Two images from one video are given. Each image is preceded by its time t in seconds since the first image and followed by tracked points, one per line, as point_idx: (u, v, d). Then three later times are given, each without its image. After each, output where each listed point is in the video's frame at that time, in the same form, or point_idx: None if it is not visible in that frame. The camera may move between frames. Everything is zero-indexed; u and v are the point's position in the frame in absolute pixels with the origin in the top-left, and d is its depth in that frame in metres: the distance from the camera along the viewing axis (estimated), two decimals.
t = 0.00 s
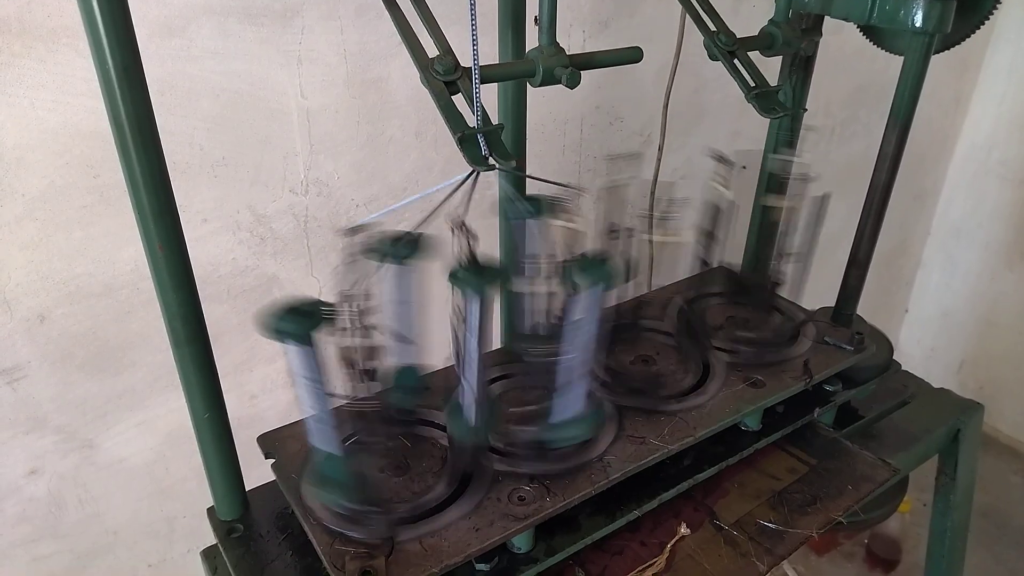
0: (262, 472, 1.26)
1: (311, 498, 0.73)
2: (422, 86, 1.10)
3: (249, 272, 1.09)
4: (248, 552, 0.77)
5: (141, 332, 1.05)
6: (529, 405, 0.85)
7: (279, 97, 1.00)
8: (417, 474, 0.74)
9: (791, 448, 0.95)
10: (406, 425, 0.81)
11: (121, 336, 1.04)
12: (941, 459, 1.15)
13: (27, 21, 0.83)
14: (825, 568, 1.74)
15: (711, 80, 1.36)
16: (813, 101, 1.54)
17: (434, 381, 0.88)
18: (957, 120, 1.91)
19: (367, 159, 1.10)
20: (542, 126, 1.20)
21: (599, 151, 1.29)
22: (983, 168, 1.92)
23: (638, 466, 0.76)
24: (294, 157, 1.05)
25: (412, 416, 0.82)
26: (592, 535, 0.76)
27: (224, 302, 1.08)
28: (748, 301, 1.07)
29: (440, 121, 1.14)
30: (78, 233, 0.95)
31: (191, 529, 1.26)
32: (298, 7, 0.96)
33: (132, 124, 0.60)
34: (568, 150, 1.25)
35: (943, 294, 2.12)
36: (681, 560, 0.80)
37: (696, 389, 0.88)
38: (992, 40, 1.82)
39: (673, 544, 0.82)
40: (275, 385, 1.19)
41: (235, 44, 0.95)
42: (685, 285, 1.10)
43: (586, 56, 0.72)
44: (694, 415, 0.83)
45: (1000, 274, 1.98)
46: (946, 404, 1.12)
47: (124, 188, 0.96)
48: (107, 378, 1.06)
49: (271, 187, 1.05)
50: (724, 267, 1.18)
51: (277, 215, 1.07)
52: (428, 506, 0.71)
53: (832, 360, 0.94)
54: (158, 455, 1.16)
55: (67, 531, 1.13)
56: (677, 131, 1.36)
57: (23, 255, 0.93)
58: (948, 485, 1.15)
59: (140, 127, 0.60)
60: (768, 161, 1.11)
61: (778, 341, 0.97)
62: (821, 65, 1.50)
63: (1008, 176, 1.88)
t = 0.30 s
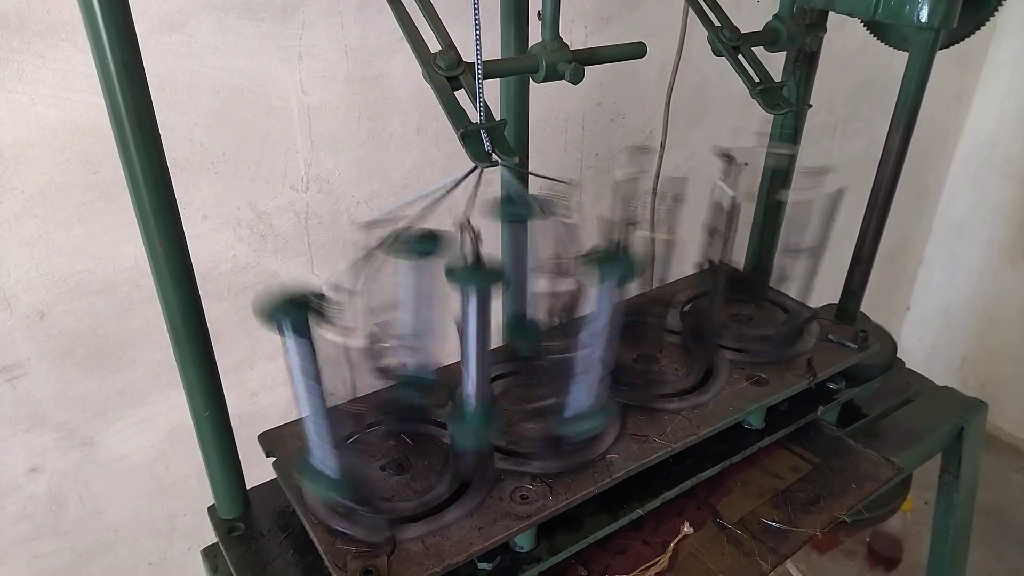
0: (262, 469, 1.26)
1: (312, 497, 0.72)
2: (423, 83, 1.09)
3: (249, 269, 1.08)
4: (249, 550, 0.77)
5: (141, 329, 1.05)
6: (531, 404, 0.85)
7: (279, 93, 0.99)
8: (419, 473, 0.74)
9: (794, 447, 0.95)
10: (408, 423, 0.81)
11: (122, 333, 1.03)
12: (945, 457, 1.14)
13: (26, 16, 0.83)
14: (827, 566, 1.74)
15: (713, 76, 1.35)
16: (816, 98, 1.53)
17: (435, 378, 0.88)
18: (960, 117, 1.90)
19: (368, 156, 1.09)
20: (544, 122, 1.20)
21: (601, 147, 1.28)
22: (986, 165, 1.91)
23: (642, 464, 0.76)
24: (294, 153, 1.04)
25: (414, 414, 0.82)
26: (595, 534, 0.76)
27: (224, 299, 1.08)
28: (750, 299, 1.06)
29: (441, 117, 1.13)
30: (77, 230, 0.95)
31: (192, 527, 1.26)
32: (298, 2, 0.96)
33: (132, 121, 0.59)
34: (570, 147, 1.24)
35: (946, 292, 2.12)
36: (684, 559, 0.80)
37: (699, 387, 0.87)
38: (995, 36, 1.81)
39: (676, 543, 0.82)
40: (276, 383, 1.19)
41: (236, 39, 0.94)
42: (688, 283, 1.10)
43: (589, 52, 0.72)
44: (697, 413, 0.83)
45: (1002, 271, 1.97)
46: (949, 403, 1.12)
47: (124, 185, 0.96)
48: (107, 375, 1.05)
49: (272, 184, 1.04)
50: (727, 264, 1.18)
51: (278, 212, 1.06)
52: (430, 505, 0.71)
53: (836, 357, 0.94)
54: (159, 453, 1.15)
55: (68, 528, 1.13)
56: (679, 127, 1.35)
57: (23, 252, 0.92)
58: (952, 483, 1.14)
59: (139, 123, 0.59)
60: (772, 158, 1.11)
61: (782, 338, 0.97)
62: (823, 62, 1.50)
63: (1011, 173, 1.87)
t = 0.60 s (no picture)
0: (263, 467, 1.26)
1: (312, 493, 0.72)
2: (424, 78, 1.08)
3: (249, 266, 1.08)
4: (250, 548, 0.76)
5: (141, 326, 1.04)
6: (533, 400, 0.84)
7: (279, 89, 0.99)
8: (420, 470, 0.73)
9: (797, 443, 0.94)
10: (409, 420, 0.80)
11: (121, 331, 1.03)
12: (948, 454, 1.14)
13: (24, 12, 0.82)
14: (828, 563, 1.74)
15: (716, 72, 1.35)
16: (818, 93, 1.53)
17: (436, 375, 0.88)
18: (963, 113, 1.90)
19: (368, 152, 1.09)
20: (545, 118, 1.19)
21: (603, 144, 1.28)
22: (988, 161, 1.91)
23: (644, 461, 0.75)
24: (294, 149, 1.04)
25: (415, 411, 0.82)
26: (598, 531, 0.75)
27: (224, 296, 1.07)
28: (754, 295, 1.06)
29: (442, 113, 1.13)
30: (77, 227, 0.94)
31: (192, 524, 1.25)
32: None
33: (131, 117, 0.59)
34: (572, 143, 1.24)
35: (948, 288, 2.11)
36: (686, 556, 0.79)
37: (702, 383, 0.87)
38: (998, 32, 1.81)
39: (679, 540, 0.81)
40: (276, 380, 1.18)
41: (236, 35, 0.93)
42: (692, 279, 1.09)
43: (591, 46, 0.71)
44: (699, 410, 0.82)
45: (1004, 268, 1.96)
46: (953, 399, 1.11)
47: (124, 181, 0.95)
48: (107, 372, 1.05)
49: (272, 180, 1.04)
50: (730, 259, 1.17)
51: (278, 209, 1.06)
52: (431, 502, 0.70)
53: (839, 353, 0.93)
54: (159, 450, 1.15)
55: (68, 526, 1.13)
56: (682, 123, 1.35)
57: (22, 249, 0.92)
58: (955, 480, 1.14)
59: (139, 120, 0.59)
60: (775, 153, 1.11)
61: (785, 334, 0.96)
62: (826, 57, 1.49)
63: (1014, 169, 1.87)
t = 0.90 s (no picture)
0: (263, 463, 1.26)
1: (312, 490, 0.72)
2: (427, 75, 1.08)
3: (250, 263, 1.07)
4: (248, 544, 0.76)
5: (142, 322, 1.04)
6: (534, 398, 0.84)
7: (281, 84, 0.99)
8: (420, 467, 0.73)
9: (800, 443, 0.94)
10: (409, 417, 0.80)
11: (122, 326, 1.03)
12: (951, 454, 1.13)
13: (25, 5, 0.82)
14: (830, 563, 1.73)
15: (720, 70, 1.34)
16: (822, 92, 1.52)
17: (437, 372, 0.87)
18: (968, 112, 1.89)
19: (370, 148, 1.08)
20: (548, 115, 1.19)
21: (606, 141, 1.27)
22: (993, 161, 1.90)
23: (645, 460, 0.75)
24: (296, 145, 1.03)
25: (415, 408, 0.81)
26: (598, 530, 0.75)
27: (225, 292, 1.07)
28: (757, 294, 1.05)
29: (444, 110, 1.12)
30: (78, 222, 0.94)
31: (193, 520, 1.25)
32: None
33: (130, 109, 0.58)
34: (575, 140, 1.23)
35: (952, 289, 2.10)
36: (687, 555, 0.79)
37: (704, 382, 0.86)
38: (1003, 31, 1.80)
39: (680, 539, 0.81)
40: (277, 377, 1.18)
41: (238, 30, 0.93)
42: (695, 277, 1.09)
43: (594, 41, 0.71)
44: (701, 408, 0.82)
45: (1009, 268, 1.96)
46: (957, 399, 1.11)
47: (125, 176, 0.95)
48: (108, 368, 1.05)
49: (273, 176, 1.03)
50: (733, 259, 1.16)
51: (279, 205, 1.06)
52: (431, 500, 0.70)
53: (842, 353, 0.93)
54: (160, 446, 1.15)
55: (68, 522, 1.12)
56: (685, 120, 1.34)
57: (23, 244, 0.91)
58: (958, 481, 1.13)
59: (139, 114, 0.59)
60: (778, 151, 1.10)
61: (788, 333, 0.96)
62: (830, 55, 1.48)
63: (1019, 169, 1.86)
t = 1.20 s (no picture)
0: (263, 459, 1.25)
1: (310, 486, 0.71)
2: (427, 69, 1.07)
3: (250, 258, 1.07)
4: (246, 540, 0.76)
5: (142, 318, 1.04)
6: (533, 394, 0.83)
7: (281, 79, 0.98)
8: (418, 463, 0.73)
9: (801, 440, 0.93)
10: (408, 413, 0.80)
11: (122, 322, 1.03)
12: (953, 451, 1.13)
13: None
14: (831, 560, 1.73)
15: (722, 65, 1.33)
16: (826, 87, 1.51)
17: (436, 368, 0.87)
18: (971, 108, 1.88)
19: (369, 143, 1.08)
20: (549, 110, 1.18)
21: (607, 137, 1.27)
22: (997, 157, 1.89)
23: (645, 456, 0.75)
24: (296, 140, 1.03)
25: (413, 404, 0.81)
26: (597, 526, 0.75)
27: (225, 287, 1.07)
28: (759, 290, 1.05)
29: (445, 105, 1.12)
30: (77, 217, 0.94)
31: (192, 516, 1.25)
32: None
33: (125, 102, 0.58)
34: (576, 136, 1.23)
35: (954, 286, 2.10)
36: (686, 553, 0.79)
37: (705, 378, 0.86)
38: (1008, 26, 1.79)
39: (680, 536, 0.80)
40: (277, 373, 1.18)
41: (237, 25, 0.93)
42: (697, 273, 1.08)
43: (594, 35, 0.70)
44: (702, 404, 0.81)
45: (1012, 265, 1.95)
46: (959, 396, 1.10)
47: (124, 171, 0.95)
48: (107, 364, 1.04)
49: (273, 171, 1.03)
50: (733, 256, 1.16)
51: (279, 200, 1.05)
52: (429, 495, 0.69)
53: (844, 349, 0.92)
54: (160, 442, 1.15)
55: (68, 517, 1.12)
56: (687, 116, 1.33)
57: (22, 239, 0.91)
58: (960, 478, 1.13)
59: (133, 107, 0.58)
60: (780, 146, 1.09)
61: (789, 329, 0.95)
62: (834, 51, 1.48)
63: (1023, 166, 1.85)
